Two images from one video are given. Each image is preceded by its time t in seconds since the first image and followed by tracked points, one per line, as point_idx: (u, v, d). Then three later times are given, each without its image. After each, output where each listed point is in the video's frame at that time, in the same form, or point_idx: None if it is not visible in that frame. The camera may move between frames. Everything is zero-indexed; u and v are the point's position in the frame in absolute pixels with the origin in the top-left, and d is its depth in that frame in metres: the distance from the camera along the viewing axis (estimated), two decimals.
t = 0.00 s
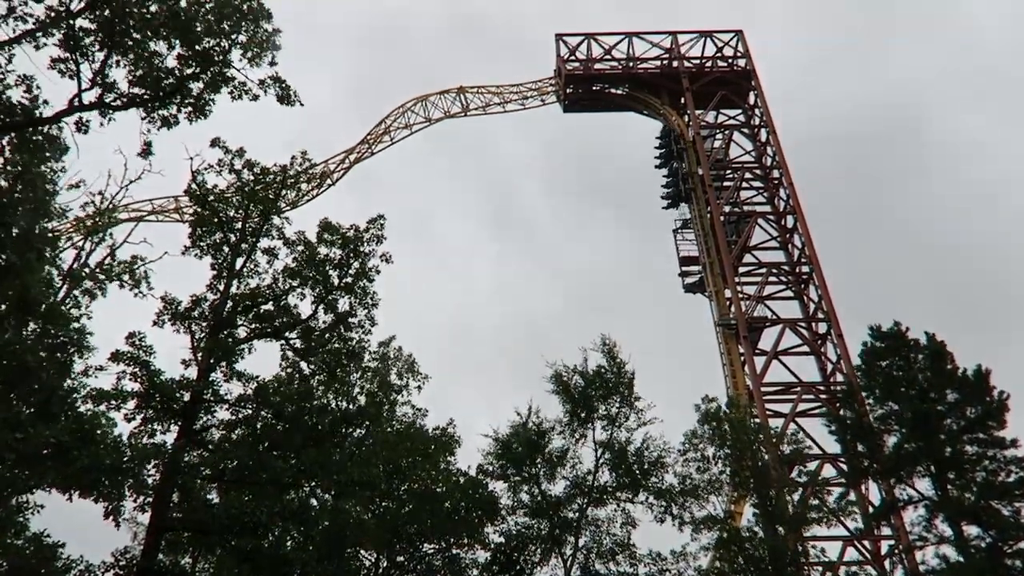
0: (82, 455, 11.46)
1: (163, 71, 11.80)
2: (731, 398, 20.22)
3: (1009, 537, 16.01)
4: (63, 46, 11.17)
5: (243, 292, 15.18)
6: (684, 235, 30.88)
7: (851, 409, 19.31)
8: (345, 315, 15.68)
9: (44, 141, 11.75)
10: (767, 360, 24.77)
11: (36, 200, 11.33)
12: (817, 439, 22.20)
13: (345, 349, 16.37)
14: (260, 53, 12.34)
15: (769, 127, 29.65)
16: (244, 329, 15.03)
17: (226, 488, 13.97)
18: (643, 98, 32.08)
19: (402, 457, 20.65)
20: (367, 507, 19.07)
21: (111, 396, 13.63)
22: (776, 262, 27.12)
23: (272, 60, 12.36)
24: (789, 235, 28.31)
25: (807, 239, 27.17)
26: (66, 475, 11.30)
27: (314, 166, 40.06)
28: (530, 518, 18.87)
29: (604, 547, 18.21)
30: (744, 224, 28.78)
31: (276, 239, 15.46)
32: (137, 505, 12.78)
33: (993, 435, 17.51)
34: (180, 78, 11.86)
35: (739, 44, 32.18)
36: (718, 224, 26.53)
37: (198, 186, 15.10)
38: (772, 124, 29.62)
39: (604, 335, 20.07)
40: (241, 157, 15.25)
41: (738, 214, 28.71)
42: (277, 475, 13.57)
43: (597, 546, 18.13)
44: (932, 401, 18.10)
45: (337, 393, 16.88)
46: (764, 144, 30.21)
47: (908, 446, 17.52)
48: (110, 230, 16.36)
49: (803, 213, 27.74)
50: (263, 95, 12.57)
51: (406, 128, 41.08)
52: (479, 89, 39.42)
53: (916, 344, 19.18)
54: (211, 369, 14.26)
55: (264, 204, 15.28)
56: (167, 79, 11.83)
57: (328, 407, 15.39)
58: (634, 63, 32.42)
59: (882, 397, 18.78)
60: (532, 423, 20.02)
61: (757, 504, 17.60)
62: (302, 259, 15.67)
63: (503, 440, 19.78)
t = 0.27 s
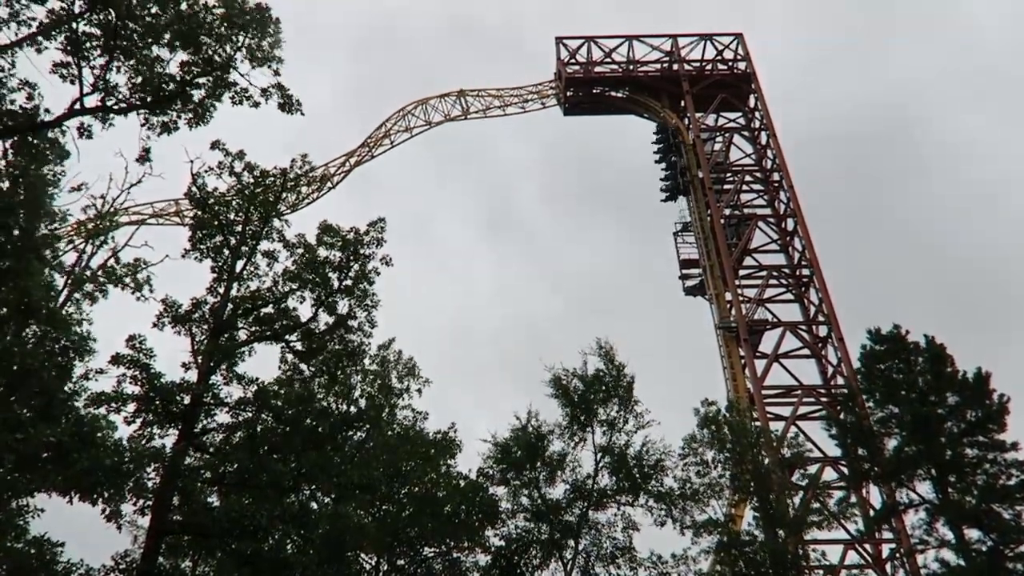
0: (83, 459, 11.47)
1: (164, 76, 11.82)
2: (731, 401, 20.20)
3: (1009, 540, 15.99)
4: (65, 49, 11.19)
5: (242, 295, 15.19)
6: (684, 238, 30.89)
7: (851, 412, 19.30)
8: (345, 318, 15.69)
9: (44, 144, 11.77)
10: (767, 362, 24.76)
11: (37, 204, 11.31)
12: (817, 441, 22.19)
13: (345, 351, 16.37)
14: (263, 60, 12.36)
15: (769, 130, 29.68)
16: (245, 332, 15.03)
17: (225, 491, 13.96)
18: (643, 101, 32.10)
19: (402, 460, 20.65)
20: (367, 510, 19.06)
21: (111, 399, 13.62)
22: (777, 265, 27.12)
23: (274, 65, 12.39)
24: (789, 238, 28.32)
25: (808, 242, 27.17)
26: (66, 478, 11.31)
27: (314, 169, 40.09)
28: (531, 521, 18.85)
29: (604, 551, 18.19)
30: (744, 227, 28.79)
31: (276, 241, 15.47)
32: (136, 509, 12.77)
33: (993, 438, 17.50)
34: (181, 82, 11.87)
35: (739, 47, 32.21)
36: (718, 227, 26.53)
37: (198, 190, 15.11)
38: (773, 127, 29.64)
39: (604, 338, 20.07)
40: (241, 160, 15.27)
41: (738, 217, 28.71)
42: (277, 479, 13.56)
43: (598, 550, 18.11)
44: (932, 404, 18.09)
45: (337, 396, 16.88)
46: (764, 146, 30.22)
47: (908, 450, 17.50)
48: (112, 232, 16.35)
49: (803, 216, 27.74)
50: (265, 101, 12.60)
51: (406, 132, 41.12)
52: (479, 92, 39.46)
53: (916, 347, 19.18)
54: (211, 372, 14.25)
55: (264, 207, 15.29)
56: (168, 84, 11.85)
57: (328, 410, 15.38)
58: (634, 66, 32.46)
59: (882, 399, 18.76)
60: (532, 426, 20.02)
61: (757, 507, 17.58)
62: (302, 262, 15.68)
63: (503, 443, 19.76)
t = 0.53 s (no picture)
0: (83, 462, 11.48)
1: (166, 80, 11.84)
2: (731, 404, 20.20)
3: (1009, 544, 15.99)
4: (66, 52, 11.20)
5: (242, 298, 15.19)
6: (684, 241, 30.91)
7: (851, 415, 19.30)
8: (345, 321, 15.70)
9: (44, 147, 11.79)
10: (767, 366, 24.76)
11: (38, 207, 11.37)
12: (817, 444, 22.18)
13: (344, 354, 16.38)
14: (265, 67, 12.38)
15: (769, 133, 29.70)
16: (244, 334, 15.04)
17: (225, 495, 13.95)
18: (643, 105, 32.13)
19: (402, 463, 20.63)
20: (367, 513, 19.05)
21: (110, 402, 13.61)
22: (776, 268, 27.13)
23: (275, 72, 12.42)
24: (789, 241, 28.34)
25: (808, 245, 27.18)
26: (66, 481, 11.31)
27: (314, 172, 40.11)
28: (530, 525, 18.83)
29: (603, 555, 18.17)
30: (744, 230, 28.80)
31: (275, 244, 15.48)
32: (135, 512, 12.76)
33: (993, 442, 17.50)
34: (183, 86, 11.90)
35: (738, 50, 32.25)
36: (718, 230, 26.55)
37: (198, 193, 15.12)
38: (772, 130, 29.66)
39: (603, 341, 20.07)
40: (241, 163, 15.28)
41: (738, 220, 28.73)
42: (277, 482, 13.55)
43: (597, 553, 18.10)
44: (932, 408, 18.10)
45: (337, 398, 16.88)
46: (764, 150, 30.25)
47: (908, 453, 17.50)
48: (112, 235, 16.33)
49: (802, 219, 27.76)
50: (266, 108, 12.63)
51: (407, 135, 41.14)
52: (479, 95, 39.51)
53: (915, 351, 19.18)
54: (211, 376, 14.24)
55: (264, 209, 15.29)
56: (169, 88, 11.87)
57: (327, 413, 15.38)
58: (633, 69, 32.50)
59: (882, 403, 18.76)
60: (532, 430, 20.00)
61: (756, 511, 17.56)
62: (302, 264, 15.68)
63: (502, 446, 19.75)
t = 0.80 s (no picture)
0: (82, 463, 11.48)
1: (166, 82, 11.84)
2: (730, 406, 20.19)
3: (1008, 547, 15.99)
4: (66, 54, 11.20)
5: (241, 299, 15.19)
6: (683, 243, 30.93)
7: (849, 417, 19.31)
8: (344, 322, 15.70)
9: (44, 147, 11.81)
10: (766, 368, 24.76)
11: (38, 208, 11.41)
12: (816, 447, 22.19)
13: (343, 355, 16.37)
14: (265, 70, 12.39)
15: (768, 136, 29.72)
16: (243, 335, 15.04)
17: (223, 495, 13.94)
18: (642, 107, 32.15)
19: (401, 464, 20.62)
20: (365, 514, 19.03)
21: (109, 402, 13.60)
22: (776, 271, 27.14)
23: (275, 73, 12.42)
24: (788, 243, 28.36)
25: (807, 248, 27.19)
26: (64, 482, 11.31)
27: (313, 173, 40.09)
28: (529, 526, 18.81)
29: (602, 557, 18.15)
30: (743, 233, 28.82)
31: (275, 245, 15.49)
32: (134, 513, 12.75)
33: (991, 445, 17.50)
34: (183, 88, 11.90)
35: (738, 53, 32.27)
36: (717, 232, 26.57)
37: (197, 194, 15.12)
38: (772, 133, 29.68)
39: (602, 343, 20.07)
40: (241, 164, 15.29)
41: (737, 223, 28.75)
42: (275, 483, 13.55)
43: (596, 555, 18.08)
44: (930, 410, 18.10)
45: (336, 399, 16.88)
46: (764, 152, 30.27)
47: (906, 456, 17.50)
48: (112, 235, 16.33)
49: (802, 222, 27.78)
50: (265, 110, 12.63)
51: (406, 136, 41.15)
52: (478, 97, 39.53)
53: (914, 353, 19.19)
54: (209, 377, 14.22)
55: (263, 210, 15.29)
56: (169, 90, 11.87)
57: (326, 414, 15.37)
58: (633, 71, 32.52)
59: (881, 406, 18.76)
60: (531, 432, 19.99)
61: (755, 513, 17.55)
62: (301, 266, 15.68)
63: (501, 448, 19.73)
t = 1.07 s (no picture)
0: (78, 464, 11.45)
1: (162, 82, 11.83)
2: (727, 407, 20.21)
3: (1004, 546, 16.03)
4: (62, 53, 11.18)
5: (238, 299, 15.17)
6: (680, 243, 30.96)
7: (846, 417, 19.35)
8: (341, 322, 15.69)
9: (40, 148, 11.80)
10: (763, 368, 24.79)
11: (34, 209, 11.38)
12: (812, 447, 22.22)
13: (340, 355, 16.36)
14: (261, 70, 12.37)
15: (765, 136, 29.77)
16: (240, 336, 15.02)
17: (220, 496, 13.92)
18: (639, 108, 32.17)
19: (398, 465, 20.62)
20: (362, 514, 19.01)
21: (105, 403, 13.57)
22: (772, 271, 27.18)
23: (271, 73, 12.40)
24: (785, 244, 28.40)
25: (804, 248, 27.23)
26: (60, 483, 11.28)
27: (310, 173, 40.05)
28: (525, 527, 18.80)
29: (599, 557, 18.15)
30: (740, 233, 28.85)
31: (271, 246, 15.47)
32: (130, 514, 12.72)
33: (987, 445, 17.55)
34: (179, 88, 11.88)
35: (735, 53, 32.32)
36: (714, 233, 26.60)
37: (194, 194, 15.10)
38: (768, 133, 29.73)
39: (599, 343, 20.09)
40: (238, 164, 15.27)
41: (734, 223, 28.78)
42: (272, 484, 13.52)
43: (593, 555, 18.08)
44: (926, 411, 18.14)
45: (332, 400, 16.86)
46: (760, 152, 30.31)
47: (902, 456, 17.54)
48: (108, 236, 16.29)
49: (798, 222, 27.82)
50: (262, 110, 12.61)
51: (403, 137, 41.11)
52: (476, 97, 39.52)
53: (910, 354, 19.23)
54: (206, 377, 14.20)
55: (260, 211, 15.27)
56: (165, 90, 11.85)
57: (323, 414, 15.36)
58: (630, 72, 32.54)
59: (877, 406, 18.80)
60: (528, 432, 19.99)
61: (752, 513, 17.58)
62: (298, 266, 15.67)
63: (498, 448, 19.73)
